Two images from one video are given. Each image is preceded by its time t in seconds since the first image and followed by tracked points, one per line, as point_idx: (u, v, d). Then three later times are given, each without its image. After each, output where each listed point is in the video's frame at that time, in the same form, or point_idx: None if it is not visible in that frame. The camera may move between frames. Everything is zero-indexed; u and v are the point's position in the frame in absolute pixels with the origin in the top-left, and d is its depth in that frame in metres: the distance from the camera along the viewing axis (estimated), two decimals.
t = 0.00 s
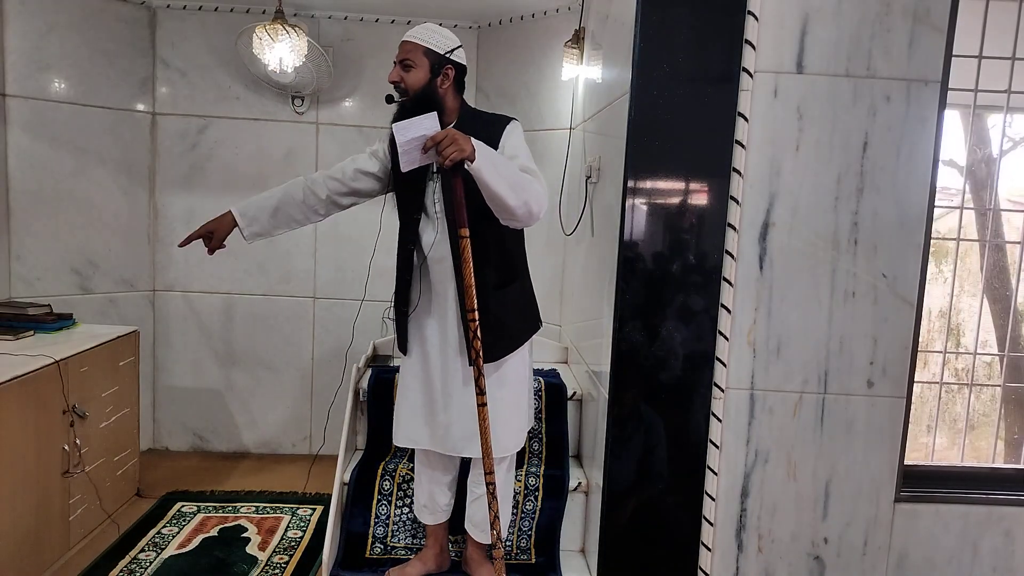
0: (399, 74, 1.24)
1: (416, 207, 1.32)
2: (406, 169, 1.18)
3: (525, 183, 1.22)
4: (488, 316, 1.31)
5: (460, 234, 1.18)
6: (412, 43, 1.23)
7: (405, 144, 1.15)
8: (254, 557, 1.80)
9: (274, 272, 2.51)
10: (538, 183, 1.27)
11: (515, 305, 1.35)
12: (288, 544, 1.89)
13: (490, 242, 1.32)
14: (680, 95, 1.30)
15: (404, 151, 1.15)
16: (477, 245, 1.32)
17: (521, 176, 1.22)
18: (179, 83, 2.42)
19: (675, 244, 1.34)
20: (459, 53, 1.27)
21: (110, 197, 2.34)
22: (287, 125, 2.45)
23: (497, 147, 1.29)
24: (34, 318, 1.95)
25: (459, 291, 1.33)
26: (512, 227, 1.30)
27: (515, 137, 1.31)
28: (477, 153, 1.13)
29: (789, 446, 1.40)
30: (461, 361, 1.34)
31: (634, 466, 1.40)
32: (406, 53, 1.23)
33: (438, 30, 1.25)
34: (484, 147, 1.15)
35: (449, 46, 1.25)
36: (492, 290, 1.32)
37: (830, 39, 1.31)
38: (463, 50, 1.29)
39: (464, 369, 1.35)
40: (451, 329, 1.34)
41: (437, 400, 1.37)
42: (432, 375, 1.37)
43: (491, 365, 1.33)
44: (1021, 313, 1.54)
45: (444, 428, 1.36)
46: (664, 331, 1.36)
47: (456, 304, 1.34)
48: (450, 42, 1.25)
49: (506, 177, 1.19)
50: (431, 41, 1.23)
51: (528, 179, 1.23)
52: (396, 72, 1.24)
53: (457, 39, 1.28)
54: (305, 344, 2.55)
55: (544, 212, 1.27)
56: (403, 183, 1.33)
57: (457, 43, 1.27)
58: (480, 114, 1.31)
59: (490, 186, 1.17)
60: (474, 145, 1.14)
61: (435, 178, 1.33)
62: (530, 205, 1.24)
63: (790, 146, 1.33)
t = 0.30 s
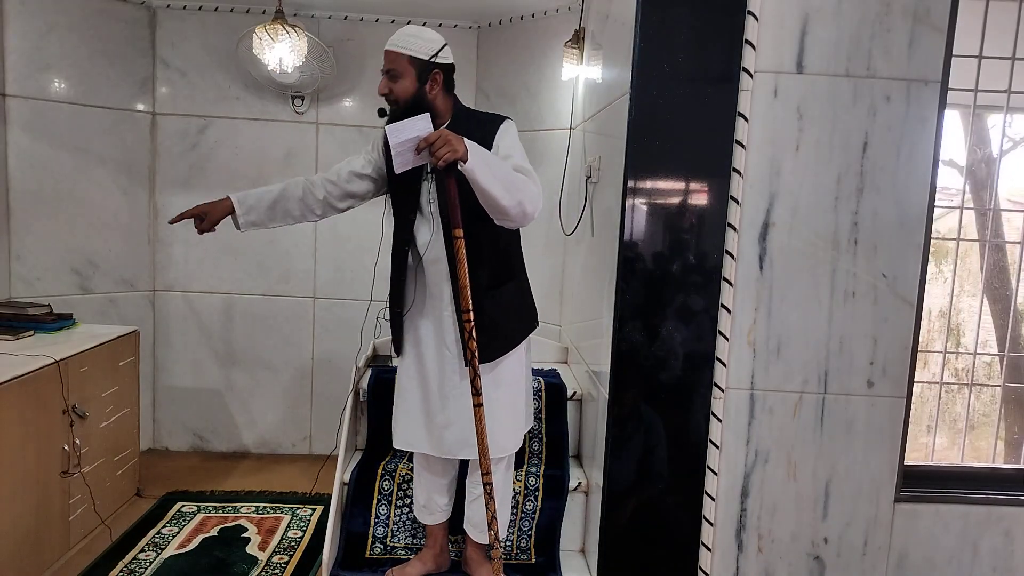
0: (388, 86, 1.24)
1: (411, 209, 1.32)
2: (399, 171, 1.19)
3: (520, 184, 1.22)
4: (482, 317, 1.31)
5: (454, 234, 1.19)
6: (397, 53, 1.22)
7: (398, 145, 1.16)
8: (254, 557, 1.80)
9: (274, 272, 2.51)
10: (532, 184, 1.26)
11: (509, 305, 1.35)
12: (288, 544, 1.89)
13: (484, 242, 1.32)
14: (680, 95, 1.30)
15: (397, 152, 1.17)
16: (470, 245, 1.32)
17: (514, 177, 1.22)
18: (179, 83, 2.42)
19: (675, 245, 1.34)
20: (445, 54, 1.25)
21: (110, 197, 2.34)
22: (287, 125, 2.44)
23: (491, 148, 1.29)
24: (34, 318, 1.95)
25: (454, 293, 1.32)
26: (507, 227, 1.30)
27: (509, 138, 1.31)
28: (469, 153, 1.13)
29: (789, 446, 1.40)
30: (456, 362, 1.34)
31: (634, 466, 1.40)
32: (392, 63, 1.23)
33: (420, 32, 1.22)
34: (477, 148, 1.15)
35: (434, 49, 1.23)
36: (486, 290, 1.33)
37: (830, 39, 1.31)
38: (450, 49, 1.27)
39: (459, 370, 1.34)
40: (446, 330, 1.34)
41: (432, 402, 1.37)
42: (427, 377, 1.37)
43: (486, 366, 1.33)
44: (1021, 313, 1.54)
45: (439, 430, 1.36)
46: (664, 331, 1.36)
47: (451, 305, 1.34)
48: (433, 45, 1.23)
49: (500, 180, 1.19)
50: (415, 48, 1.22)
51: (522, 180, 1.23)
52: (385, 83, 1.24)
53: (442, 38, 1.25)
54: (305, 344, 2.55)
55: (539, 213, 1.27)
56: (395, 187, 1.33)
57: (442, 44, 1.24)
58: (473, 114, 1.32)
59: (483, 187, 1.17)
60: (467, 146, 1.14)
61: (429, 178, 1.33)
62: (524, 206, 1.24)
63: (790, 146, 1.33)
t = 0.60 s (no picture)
0: (387, 75, 1.25)
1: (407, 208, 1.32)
2: (393, 172, 1.19)
3: (514, 185, 1.22)
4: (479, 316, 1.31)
5: (448, 236, 1.19)
6: (399, 44, 1.23)
7: (392, 147, 1.16)
8: (254, 557, 1.80)
9: (274, 272, 2.51)
10: (528, 185, 1.26)
11: (506, 306, 1.35)
12: (288, 544, 1.89)
13: (480, 242, 1.32)
14: (680, 94, 1.30)
15: (390, 154, 1.17)
16: (466, 245, 1.32)
17: (509, 177, 1.22)
18: (179, 83, 2.42)
19: (675, 245, 1.34)
20: (447, 50, 1.26)
21: (110, 197, 2.34)
22: (287, 125, 2.44)
23: (488, 149, 1.28)
24: (34, 318, 1.95)
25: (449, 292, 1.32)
26: (502, 228, 1.30)
27: (505, 138, 1.30)
28: (461, 155, 1.13)
29: (789, 446, 1.40)
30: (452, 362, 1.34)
31: (634, 466, 1.40)
32: (394, 53, 1.24)
33: (425, 27, 1.25)
34: (469, 149, 1.15)
35: (436, 44, 1.25)
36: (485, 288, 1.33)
37: (830, 39, 1.31)
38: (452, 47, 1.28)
39: (455, 369, 1.34)
40: (442, 329, 1.34)
41: (427, 401, 1.37)
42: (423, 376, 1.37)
43: (482, 366, 1.33)
44: (1021, 313, 1.54)
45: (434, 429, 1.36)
46: (664, 331, 1.36)
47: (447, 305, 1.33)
48: (436, 40, 1.25)
49: (493, 181, 1.19)
50: (417, 40, 1.23)
51: (517, 180, 1.23)
52: (384, 72, 1.25)
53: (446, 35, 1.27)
54: (305, 344, 2.55)
55: (534, 214, 1.27)
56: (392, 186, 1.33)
57: (445, 40, 1.26)
58: (471, 113, 1.31)
59: (476, 189, 1.17)
60: (459, 147, 1.15)
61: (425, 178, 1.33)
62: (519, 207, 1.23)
63: (790, 147, 1.33)
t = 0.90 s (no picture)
0: (379, 86, 1.23)
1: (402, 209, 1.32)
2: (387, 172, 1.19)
3: (507, 188, 1.22)
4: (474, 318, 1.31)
5: (442, 237, 1.19)
6: (386, 53, 1.20)
7: (386, 147, 1.16)
8: (254, 557, 1.80)
9: (274, 272, 2.51)
10: (521, 189, 1.26)
11: (501, 307, 1.35)
12: (288, 544, 1.89)
13: (479, 242, 1.32)
14: (680, 95, 1.30)
15: (383, 154, 1.17)
16: (462, 246, 1.32)
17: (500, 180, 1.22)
18: (179, 83, 2.42)
19: (675, 245, 1.34)
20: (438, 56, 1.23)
21: (110, 197, 2.34)
22: (287, 125, 2.44)
23: (484, 151, 1.29)
24: (34, 318, 1.95)
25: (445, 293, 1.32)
26: (495, 232, 1.30)
27: (501, 141, 1.31)
28: (456, 156, 1.13)
29: (789, 446, 1.40)
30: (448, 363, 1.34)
31: (634, 466, 1.40)
32: (383, 63, 1.21)
33: (414, 32, 1.20)
34: (464, 151, 1.15)
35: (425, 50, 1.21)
36: (481, 288, 1.33)
37: (830, 39, 1.31)
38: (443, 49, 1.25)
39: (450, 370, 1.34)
40: (437, 329, 1.34)
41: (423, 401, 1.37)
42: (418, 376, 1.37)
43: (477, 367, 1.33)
44: (1021, 313, 1.54)
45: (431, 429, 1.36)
46: (664, 331, 1.36)
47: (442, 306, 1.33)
48: (426, 46, 1.21)
49: (484, 187, 1.19)
50: (405, 49, 1.20)
51: (508, 184, 1.23)
52: (376, 82, 1.23)
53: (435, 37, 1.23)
54: (305, 344, 2.55)
55: (527, 218, 1.27)
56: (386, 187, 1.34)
57: (435, 45, 1.22)
58: (467, 115, 1.31)
59: (469, 191, 1.18)
60: (454, 149, 1.14)
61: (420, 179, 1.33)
62: (511, 212, 1.23)
63: (790, 147, 1.33)
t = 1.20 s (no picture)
0: (391, 69, 1.26)
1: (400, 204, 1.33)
2: (380, 174, 1.18)
3: (500, 188, 1.21)
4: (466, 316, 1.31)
5: (436, 237, 1.19)
6: (401, 39, 1.25)
7: (377, 151, 1.15)
8: (254, 557, 1.80)
9: (274, 272, 2.51)
10: (516, 188, 1.26)
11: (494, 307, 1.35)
12: (288, 544, 1.89)
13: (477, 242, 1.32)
14: (680, 95, 1.30)
15: (376, 157, 1.16)
16: (457, 245, 1.32)
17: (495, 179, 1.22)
18: (179, 83, 2.42)
19: (675, 245, 1.34)
20: (450, 47, 1.27)
21: (110, 197, 2.34)
22: (287, 125, 2.44)
23: (484, 148, 1.28)
24: (34, 318, 1.95)
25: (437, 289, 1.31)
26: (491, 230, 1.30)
27: (502, 139, 1.30)
28: (447, 158, 1.13)
29: (789, 447, 1.40)
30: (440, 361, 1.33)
31: (634, 466, 1.40)
32: (397, 48, 1.26)
33: (430, 23, 1.26)
34: (456, 152, 1.15)
35: (439, 37, 1.26)
36: (480, 288, 1.33)
37: (830, 39, 1.31)
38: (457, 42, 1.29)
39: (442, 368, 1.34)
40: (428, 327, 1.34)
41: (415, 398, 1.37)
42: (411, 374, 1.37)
43: (471, 362, 1.33)
44: (1021, 313, 1.54)
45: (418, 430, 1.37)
46: (664, 331, 1.36)
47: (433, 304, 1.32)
48: (440, 35, 1.26)
49: (480, 187, 1.19)
50: (420, 34, 1.25)
51: (503, 183, 1.23)
52: (388, 66, 1.27)
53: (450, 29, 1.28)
54: (305, 344, 2.55)
55: (520, 218, 1.27)
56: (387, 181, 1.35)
57: (449, 36, 1.27)
58: (471, 112, 1.32)
59: (461, 192, 1.17)
60: (445, 149, 1.14)
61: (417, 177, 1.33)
62: (506, 213, 1.24)
63: (790, 147, 1.33)
